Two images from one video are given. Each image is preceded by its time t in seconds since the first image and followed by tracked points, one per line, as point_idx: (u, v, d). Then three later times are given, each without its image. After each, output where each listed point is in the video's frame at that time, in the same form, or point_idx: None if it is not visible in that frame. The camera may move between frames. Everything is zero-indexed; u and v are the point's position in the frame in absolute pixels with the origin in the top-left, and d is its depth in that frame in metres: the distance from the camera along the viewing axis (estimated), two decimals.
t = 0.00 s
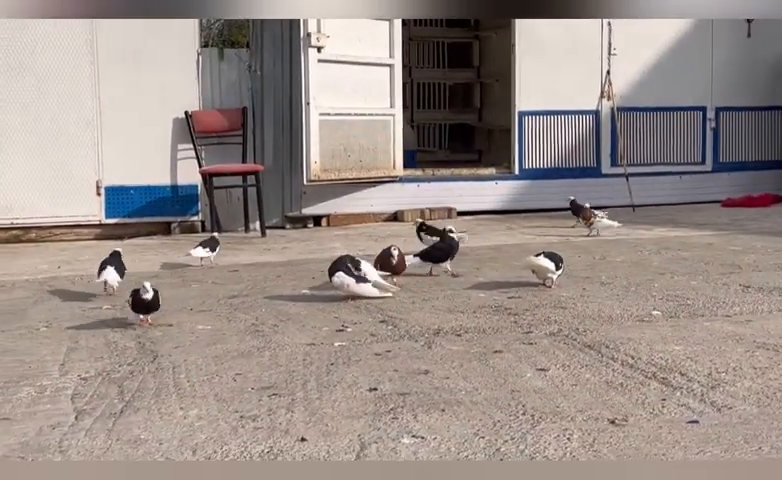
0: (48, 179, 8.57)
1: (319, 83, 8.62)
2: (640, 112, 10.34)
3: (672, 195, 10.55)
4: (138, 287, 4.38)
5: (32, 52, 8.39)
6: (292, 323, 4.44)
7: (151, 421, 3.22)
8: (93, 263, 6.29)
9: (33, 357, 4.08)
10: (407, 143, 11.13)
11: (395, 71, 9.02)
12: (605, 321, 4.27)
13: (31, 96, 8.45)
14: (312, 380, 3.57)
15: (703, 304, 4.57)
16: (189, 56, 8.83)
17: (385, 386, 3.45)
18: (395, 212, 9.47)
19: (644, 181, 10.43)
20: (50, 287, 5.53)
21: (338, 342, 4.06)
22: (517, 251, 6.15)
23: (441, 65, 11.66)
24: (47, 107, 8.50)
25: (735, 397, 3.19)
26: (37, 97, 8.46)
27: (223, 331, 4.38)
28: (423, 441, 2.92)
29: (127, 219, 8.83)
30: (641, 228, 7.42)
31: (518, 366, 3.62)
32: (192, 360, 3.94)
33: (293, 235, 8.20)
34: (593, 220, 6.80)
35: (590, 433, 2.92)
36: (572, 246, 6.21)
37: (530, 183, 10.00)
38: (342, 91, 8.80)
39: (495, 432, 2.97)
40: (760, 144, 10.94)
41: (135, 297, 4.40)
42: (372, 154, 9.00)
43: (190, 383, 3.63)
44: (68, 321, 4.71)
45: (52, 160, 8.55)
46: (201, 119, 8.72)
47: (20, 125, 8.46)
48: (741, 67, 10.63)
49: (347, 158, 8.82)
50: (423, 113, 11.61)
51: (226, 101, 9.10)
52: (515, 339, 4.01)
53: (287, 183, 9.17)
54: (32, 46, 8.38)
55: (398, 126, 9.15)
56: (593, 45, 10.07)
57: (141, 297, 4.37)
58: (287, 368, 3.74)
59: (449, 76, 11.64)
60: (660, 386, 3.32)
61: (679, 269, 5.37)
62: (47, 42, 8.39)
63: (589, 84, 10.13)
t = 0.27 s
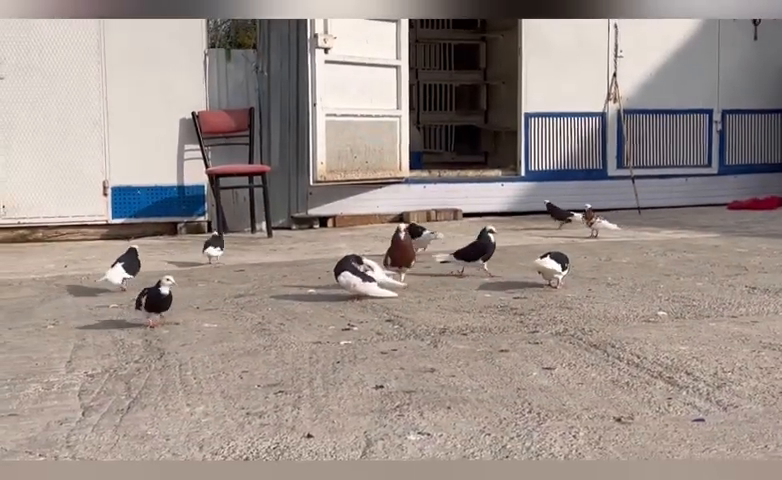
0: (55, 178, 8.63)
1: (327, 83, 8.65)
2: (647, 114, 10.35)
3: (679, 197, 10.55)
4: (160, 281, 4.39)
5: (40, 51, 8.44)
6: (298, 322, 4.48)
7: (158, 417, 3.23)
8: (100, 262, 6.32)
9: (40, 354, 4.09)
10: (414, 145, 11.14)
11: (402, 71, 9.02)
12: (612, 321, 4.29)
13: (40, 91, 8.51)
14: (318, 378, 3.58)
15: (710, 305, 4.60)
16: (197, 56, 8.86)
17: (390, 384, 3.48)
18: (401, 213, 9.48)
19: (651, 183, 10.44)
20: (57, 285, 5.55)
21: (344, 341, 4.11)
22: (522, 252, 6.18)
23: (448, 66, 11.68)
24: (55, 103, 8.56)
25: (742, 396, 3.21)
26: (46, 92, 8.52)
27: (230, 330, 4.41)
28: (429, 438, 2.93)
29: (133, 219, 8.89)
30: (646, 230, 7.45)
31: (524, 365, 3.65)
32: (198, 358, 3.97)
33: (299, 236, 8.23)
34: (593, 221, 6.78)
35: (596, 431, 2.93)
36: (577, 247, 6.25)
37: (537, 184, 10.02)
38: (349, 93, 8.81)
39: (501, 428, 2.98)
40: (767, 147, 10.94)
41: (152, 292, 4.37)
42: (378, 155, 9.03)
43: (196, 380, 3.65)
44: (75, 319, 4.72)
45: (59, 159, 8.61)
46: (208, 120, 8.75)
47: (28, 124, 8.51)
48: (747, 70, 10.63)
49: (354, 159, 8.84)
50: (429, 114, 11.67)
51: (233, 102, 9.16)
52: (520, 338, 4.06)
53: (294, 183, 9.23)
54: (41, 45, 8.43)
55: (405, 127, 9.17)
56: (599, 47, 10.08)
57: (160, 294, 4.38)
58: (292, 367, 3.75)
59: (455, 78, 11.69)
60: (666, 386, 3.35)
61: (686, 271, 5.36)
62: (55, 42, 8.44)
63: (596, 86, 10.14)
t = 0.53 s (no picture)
0: (57, 178, 8.64)
1: (330, 84, 8.67)
2: (648, 116, 10.36)
3: (680, 200, 10.57)
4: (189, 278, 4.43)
5: (43, 51, 8.46)
6: (300, 321, 4.58)
7: (161, 414, 3.24)
8: (101, 261, 6.34)
9: (42, 352, 4.10)
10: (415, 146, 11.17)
11: (405, 72, 9.02)
12: (614, 321, 4.41)
13: (43, 91, 8.53)
14: (321, 376, 3.64)
15: (712, 306, 4.63)
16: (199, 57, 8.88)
17: (392, 382, 3.54)
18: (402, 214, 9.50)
19: (652, 186, 10.45)
20: (59, 285, 5.56)
21: (347, 339, 4.23)
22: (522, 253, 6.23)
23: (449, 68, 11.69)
24: (58, 103, 8.58)
25: (743, 395, 3.23)
26: (49, 92, 8.54)
27: (232, 330, 4.44)
28: (431, 435, 2.94)
29: (135, 219, 8.91)
30: (646, 232, 7.49)
31: (526, 364, 3.74)
32: (200, 356, 4.01)
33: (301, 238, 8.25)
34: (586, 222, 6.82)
35: (598, 429, 2.95)
36: (576, 248, 6.29)
37: (538, 187, 10.04)
38: (351, 94, 8.83)
39: (503, 426, 3.00)
40: (769, 151, 10.94)
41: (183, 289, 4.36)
42: (380, 156, 9.04)
43: (198, 377, 3.67)
44: (77, 318, 4.73)
45: (61, 159, 8.63)
46: (210, 121, 8.77)
47: (30, 123, 8.53)
48: (749, 72, 10.64)
49: (355, 161, 8.85)
50: (430, 116, 11.66)
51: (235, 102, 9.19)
52: (521, 338, 4.19)
53: (296, 183, 9.26)
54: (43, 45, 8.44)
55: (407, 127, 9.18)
56: (601, 48, 10.09)
57: (189, 293, 4.42)
58: (296, 364, 3.83)
59: (457, 80, 11.68)
60: (667, 385, 3.39)
61: (687, 272, 5.38)
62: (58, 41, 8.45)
63: (597, 88, 10.15)
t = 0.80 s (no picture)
0: (55, 177, 8.64)
1: (328, 84, 8.67)
2: (646, 118, 10.37)
3: (678, 202, 10.58)
4: (203, 279, 4.48)
5: (42, 51, 8.46)
6: (298, 321, 4.61)
7: (159, 413, 3.24)
8: (99, 262, 6.34)
9: (40, 351, 4.09)
10: (413, 148, 11.19)
11: (403, 73, 9.03)
12: (612, 322, 4.43)
13: (42, 91, 8.53)
14: (319, 376, 3.65)
15: (710, 307, 4.64)
16: (198, 57, 8.88)
17: (391, 382, 3.56)
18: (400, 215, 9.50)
19: (650, 188, 10.47)
20: (57, 285, 5.56)
21: (345, 339, 4.25)
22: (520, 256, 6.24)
23: (447, 69, 11.71)
24: (56, 104, 8.58)
25: (742, 396, 3.24)
26: (47, 92, 8.54)
27: (230, 331, 4.44)
28: (430, 435, 2.94)
29: (132, 220, 8.91)
30: (643, 233, 7.51)
31: (524, 364, 3.75)
32: (199, 356, 4.02)
33: (298, 238, 8.25)
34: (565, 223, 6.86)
35: (597, 429, 2.95)
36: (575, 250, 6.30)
37: (536, 188, 10.05)
38: (350, 96, 8.84)
39: (502, 426, 3.00)
40: (766, 153, 10.96)
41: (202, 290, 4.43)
42: (378, 157, 9.05)
43: (196, 377, 3.68)
44: (74, 318, 4.72)
45: (59, 160, 8.63)
46: (208, 121, 8.77)
47: (29, 123, 8.53)
48: (749, 75, 10.65)
49: (354, 162, 8.86)
50: (429, 117, 11.69)
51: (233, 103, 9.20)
52: (520, 338, 4.20)
53: (293, 184, 9.26)
54: (43, 45, 8.44)
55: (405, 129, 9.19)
56: (599, 50, 10.11)
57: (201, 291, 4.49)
58: (294, 364, 3.84)
59: (456, 82, 11.72)
60: (666, 385, 3.40)
61: (685, 274, 5.38)
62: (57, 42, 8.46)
63: (596, 89, 10.16)
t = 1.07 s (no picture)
0: (49, 177, 8.63)
1: (323, 84, 8.67)
2: (641, 119, 10.38)
3: (672, 203, 10.60)
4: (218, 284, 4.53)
5: (36, 51, 8.44)
6: (293, 320, 4.62)
7: (153, 413, 3.23)
8: (94, 261, 6.33)
9: (34, 351, 4.09)
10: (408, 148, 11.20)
11: (399, 73, 9.02)
12: (606, 322, 4.44)
13: (36, 90, 8.52)
14: (313, 376, 3.66)
15: (704, 308, 4.64)
16: (193, 57, 8.87)
17: (385, 382, 3.56)
18: (395, 215, 9.50)
19: (644, 189, 10.48)
20: (52, 284, 5.54)
21: (339, 339, 4.26)
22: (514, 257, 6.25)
23: (442, 69, 11.72)
24: (50, 103, 8.57)
25: (735, 396, 3.25)
26: (41, 91, 8.53)
27: (224, 331, 4.45)
28: (424, 435, 2.94)
29: (127, 219, 8.90)
30: (637, 234, 7.52)
31: (518, 364, 3.76)
32: (192, 355, 4.02)
33: (293, 238, 8.25)
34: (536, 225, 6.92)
35: (590, 429, 2.95)
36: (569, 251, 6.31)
37: (531, 189, 10.06)
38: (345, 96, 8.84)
39: (495, 426, 3.00)
40: (761, 154, 10.98)
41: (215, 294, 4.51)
42: (373, 157, 9.05)
43: (190, 377, 3.67)
44: (67, 317, 4.72)
45: (53, 160, 8.62)
46: (203, 122, 8.76)
47: (23, 123, 8.52)
48: (743, 76, 10.67)
49: (348, 162, 8.86)
50: (425, 117, 11.69)
51: (227, 102, 9.20)
52: (514, 338, 4.20)
53: (288, 184, 9.26)
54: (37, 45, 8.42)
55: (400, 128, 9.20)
56: (594, 51, 10.12)
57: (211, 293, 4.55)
58: (288, 364, 3.84)
59: (451, 82, 11.74)
60: (660, 386, 3.41)
61: (679, 275, 5.39)
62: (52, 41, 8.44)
63: (590, 90, 10.17)
